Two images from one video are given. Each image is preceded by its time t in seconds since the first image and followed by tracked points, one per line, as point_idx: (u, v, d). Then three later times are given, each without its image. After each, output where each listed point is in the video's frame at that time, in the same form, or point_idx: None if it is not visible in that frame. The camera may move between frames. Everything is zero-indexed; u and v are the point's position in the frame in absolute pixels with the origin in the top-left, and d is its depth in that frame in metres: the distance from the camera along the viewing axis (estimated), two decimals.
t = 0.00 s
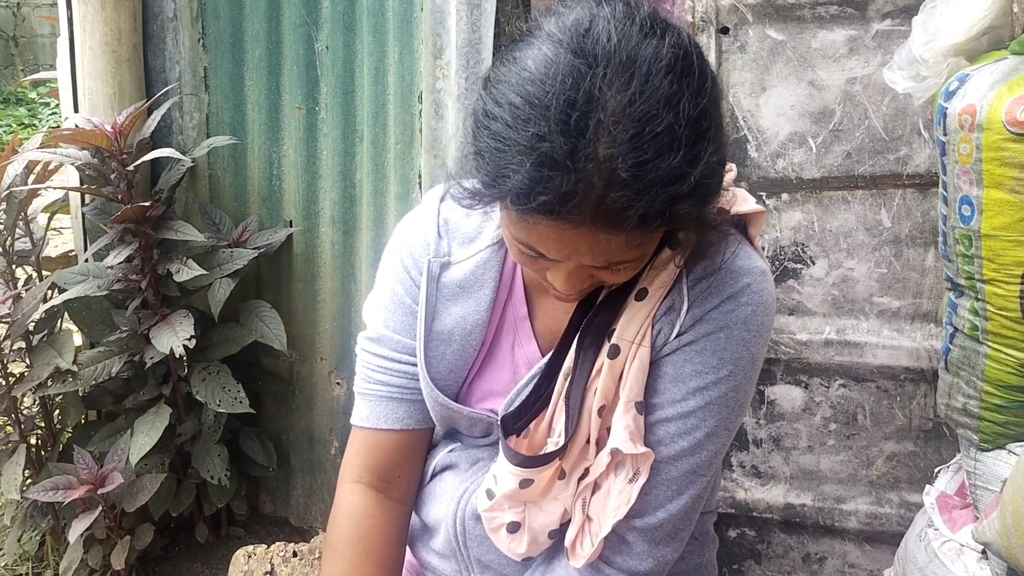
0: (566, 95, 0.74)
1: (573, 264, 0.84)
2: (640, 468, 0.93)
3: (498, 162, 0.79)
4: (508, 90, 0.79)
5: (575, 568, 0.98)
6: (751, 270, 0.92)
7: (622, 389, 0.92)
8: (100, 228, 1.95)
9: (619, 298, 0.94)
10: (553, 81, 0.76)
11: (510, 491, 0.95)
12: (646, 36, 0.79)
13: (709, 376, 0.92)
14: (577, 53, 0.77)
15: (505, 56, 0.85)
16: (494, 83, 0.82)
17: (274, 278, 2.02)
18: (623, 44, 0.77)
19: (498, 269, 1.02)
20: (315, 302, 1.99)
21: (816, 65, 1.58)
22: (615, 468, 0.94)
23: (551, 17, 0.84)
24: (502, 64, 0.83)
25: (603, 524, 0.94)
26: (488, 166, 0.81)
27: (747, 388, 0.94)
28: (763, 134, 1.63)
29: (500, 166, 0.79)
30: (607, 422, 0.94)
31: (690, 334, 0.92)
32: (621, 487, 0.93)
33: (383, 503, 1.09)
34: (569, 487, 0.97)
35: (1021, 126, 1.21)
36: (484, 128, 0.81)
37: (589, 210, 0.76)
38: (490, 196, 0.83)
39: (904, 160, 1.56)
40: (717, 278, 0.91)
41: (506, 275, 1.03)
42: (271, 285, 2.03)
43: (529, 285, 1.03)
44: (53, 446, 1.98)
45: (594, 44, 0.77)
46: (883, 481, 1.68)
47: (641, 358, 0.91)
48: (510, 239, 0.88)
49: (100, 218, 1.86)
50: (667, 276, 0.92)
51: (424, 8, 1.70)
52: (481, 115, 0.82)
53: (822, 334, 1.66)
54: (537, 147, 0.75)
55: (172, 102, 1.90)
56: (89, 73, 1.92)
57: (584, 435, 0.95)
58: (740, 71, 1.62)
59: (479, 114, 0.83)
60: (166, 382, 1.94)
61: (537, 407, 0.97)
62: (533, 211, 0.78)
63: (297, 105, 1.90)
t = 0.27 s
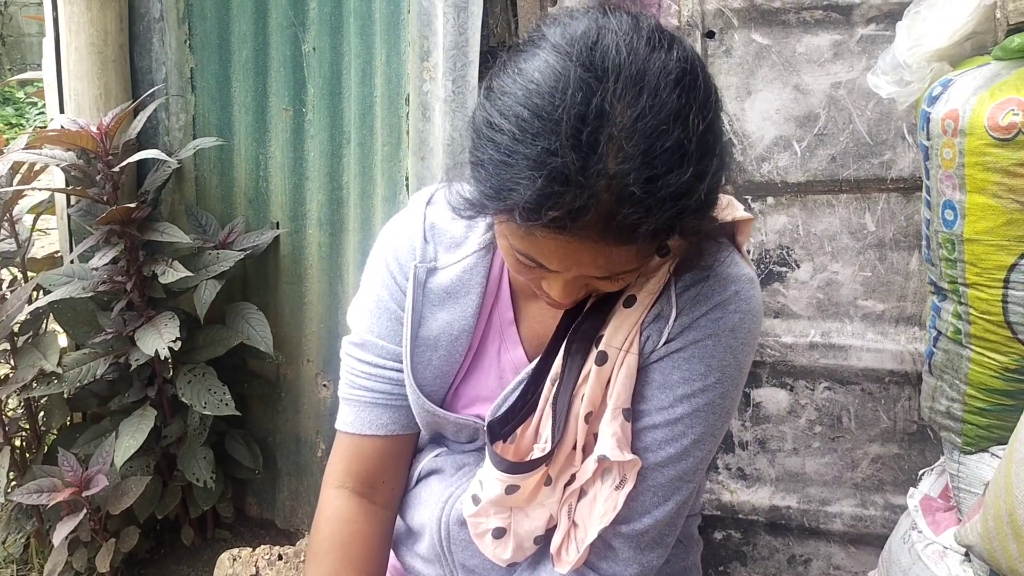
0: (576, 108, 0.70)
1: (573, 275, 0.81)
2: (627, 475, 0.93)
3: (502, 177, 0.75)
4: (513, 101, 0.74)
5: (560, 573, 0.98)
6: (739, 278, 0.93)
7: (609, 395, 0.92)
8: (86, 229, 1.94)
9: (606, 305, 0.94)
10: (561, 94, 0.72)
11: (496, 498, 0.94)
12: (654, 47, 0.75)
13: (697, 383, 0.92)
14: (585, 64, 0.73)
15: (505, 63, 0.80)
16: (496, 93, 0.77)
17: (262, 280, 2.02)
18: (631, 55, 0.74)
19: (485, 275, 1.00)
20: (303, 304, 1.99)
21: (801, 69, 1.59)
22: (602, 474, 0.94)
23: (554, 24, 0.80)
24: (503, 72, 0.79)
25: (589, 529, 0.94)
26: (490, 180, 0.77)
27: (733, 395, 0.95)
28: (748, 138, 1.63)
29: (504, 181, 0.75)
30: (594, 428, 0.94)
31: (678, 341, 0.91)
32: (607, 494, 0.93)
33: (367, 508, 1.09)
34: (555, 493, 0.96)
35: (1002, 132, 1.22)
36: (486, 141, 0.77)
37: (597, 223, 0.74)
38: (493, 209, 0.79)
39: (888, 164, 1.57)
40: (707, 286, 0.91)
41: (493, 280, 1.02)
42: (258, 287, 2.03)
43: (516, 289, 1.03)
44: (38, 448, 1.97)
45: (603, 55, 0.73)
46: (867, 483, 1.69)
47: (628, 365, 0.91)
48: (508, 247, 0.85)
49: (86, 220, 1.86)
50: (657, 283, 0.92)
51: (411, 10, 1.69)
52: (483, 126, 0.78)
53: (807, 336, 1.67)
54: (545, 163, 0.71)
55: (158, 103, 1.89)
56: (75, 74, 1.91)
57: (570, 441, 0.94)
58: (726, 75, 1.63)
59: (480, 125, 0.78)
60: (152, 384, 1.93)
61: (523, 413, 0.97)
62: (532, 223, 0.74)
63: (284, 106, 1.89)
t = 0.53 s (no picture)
0: (578, 110, 0.70)
1: (572, 276, 0.81)
2: (619, 476, 0.93)
3: (501, 177, 0.75)
4: (515, 102, 0.74)
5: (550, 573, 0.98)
6: (734, 280, 0.93)
7: (603, 396, 0.92)
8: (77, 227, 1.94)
9: (600, 306, 0.95)
10: (562, 94, 0.71)
11: (489, 498, 0.95)
12: (655, 49, 0.75)
13: (690, 385, 0.92)
14: (587, 65, 0.72)
15: (506, 64, 0.80)
16: (497, 93, 0.77)
17: (254, 278, 2.02)
18: (633, 57, 0.73)
19: (478, 276, 1.01)
20: (296, 303, 1.99)
21: (792, 69, 1.59)
22: (594, 475, 0.94)
23: (554, 25, 0.80)
24: (503, 72, 0.79)
25: (580, 529, 0.94)
26: (489, 180, 0.77)
27: (726, 396, 0.95)
28: (740, 138, 1.64)
29: (504, 181, 0.75)
30: (587, 429, 0.94)
31: (672, 342, 0.92)
32: (599, 494, 0.93)
33: (361, 508, 1.09)
34: (548, 493, 0.97)
35: (991, 132, 1.23)
36: (487, 141, 0.77)
37: (598, 224, 0.73)
38: (492, 210, 0.78)
39: (879, 164, 1.58)
40: (701, 288, 0.92)
41: (486, 280, 1.02)
42: (250, 285, 2.03)
43: (509, 289, 1.03)
44: (29, 447, 1.96)
45: (605, 57, 0.73)
46: (858, 482, 1.70)
47: (622, 367, 0.91)
48: (505, 249, 0.85)
49: (77, 218, 1.85)
50: (652, 285, 0.92)
51: (404, 9, 1.69)
52: (483, 127, 0.77)
53: (798, 336, 1.67)
54: (547, 165, 0.71)
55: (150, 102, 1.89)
56: (66, 72, 1.91)
57: (564, 442, 0.94)
58: (718, 75, 1.64)
59: (481, 125, 0.78)
60: (144, 382, 1.93)
61: (515, 414, 0.97)
62: (532, 224, 0.74)
63: (276, 105, 1.89)
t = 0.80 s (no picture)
0: (581, 105, 0.70)
1: (570, 273, 0.81)
2: (616, 473, 0.93)
3: (502, 172, 0.75)
4: (516, 97, 0.74)
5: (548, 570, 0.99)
6: (730, 277, 0.93)
7: (600, 393, 0.92)
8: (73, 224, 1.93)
9: (597, 304, 0.94)
10: (564, 89, 0.71)
11: (486, 496, 0.95)
12: (656, 46, 0.75)
13: (686, 382, 0.93)
14: (589, 60, 0.73)
15: (506, 60, 0.80)
16: (498, 89, 0.77)
17: (251, 275, 2.02)
18: (634, 53, 0.74)
19: (474, 273, 1.01)
20: (293, 301, 1.99)
21: (789, 67, 1.60)
22: (591, 472, 0.94)
23: (555, 21, 0.80)
24: (504, 68, 0.79)
25: (576, 525, 0.95)
26: (490, 175, 0.77)
27: (722, 393, 0.96)
28: (736, 135, 1.64)
29: (506, 176, 0.75)
30: (584, 426, 0.94)
31: (669, 339, 0.92)
32: (596, 491, 0.93)
33: (358, 504, 1.10)
34: (545, 491, 0.97)
35: (987, 129, 1.24)
36: (488, 136, 0.77)
37: (599, 219, 0.73)
38: (494, 205, 0.78)
39: (874, 161, 1.59)
40: (698, 286, 0.92)
41: (482, 277, 1.02)
42: (247, 282, 2.03)
43: (506, 286, 1.03)
44: (25, 444, 1.96)
45: (607, 53, 0.73)
46: (853, 478, 1.71)
47: (619, 364, 0.91)
48: (503, 244, 0.85)
49: (74, 214, 1.85)
50: (649, 283, 0.92)
51: (401, 6, 1.69)
52: (484, 122, 0.77)
53: (794, 332, 1.68)
54: (549, 160, 0.71)
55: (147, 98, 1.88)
56: (63, 68, 1.90)
57: (561, 439, 0.94)
58: (714, 72, 1.64)
59: (482, 121, 0.78)
60: (141, 379, 1.93)
61: (512, 413, 0.97)
62: (534, 220, 0.74)
63: (273, 101, 1.89)
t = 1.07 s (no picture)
0: (582, 108, 0.67)
1: (568, 277, 0.79)
2: (610, 476, 0.93)
3: (501, 176, 0.71)
4: (515, 99, 0.71)
5: (542, 573, 0.99)
6: (726, 278, 0.93)
7: (595, 397, 0.92)
8: (68, 223, 1.93)
9: (592, 307, 0.94)
10: (565, 92, 0.68)
11: (482, 501, 0.95)
12: (656, 47, 0.73)
13: (681, 384, 0.92)
14: (589, 62, 0.70)
15: (502, 62, 0.77)
16: (495, 91, 0.74)
17: (246, 274, 2.01)
18: (635, 55, 0.71)
19: (468, 277, 0.98)
20: (288, 300, 1.98)
21: (784, 67, 1.60)
22: (585, 475, 0.94)
23: (552, 21, 0.77)
24: (501, 69, 0.75)
25: (571, 528, 0.95)
26: (488, 180, 0.73)
27: (717, 394, 0.95)
28: (732, 135, 1.65)
29: (505, 181, 0.71)
30: (579, 429, 0.94)
31: (664, 341, 0.92)
32: (590, 494, 0.94)
33: (343, 509, 1.08)
34: (540, 494, 0.97)
35: (982, 129, 1.24)
36: (485, 140, 0.73)
37: (602, 221, 0.70)
38: (493, 211, 0.74)
39: (869, 161, 1.59)
40: (693, 287, 0.91)
41: (476, 281, 1.00)
42: (242, 281, 2.02)
43: (499, 288, 1.01)
44: (20, 444, 1.95)
45: (608, 54, 0.70)
46: (848, 477, 1.71)
47: (615, 367, 0.91)
48: (499, 248, 0.82)
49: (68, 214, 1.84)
50: (644, 285, 0.91)
51: (397, 5, 1.69)
52: (480, 125, 0.74)
53: (789, 332, 1.68)
54: (550, 164, 0.68)
55: (142, 97, 1.88)
56: (58, 67, 1.90)
57: (556, 442, 0.95)
58: (710, 73, 1.64)
59: (478, 123, 0.74)
60: (135, 379, 1.92)
61: (508, 416, 0.98)
62: (535, 225, 0.71)
63: (268, 101, 1.89)
